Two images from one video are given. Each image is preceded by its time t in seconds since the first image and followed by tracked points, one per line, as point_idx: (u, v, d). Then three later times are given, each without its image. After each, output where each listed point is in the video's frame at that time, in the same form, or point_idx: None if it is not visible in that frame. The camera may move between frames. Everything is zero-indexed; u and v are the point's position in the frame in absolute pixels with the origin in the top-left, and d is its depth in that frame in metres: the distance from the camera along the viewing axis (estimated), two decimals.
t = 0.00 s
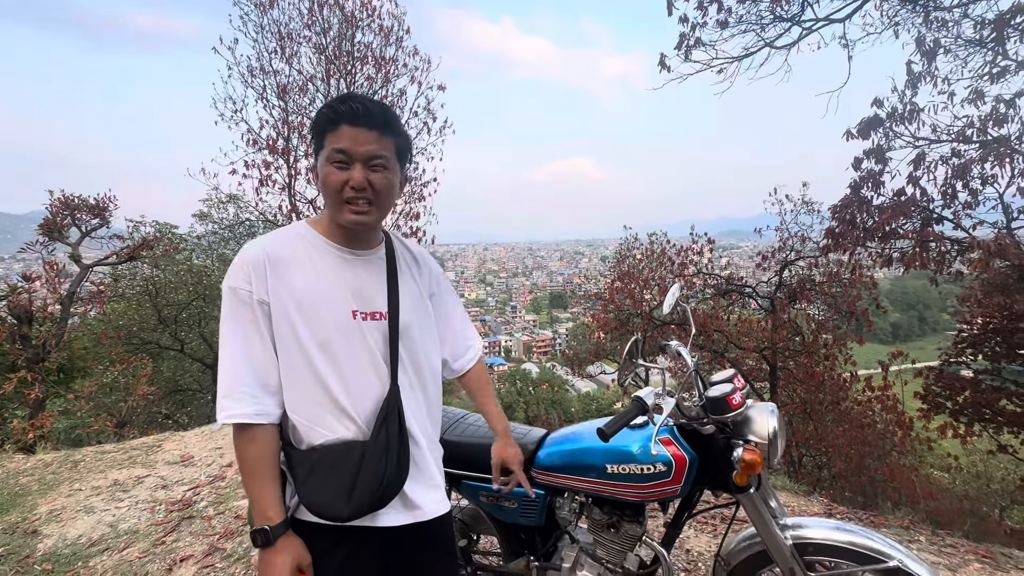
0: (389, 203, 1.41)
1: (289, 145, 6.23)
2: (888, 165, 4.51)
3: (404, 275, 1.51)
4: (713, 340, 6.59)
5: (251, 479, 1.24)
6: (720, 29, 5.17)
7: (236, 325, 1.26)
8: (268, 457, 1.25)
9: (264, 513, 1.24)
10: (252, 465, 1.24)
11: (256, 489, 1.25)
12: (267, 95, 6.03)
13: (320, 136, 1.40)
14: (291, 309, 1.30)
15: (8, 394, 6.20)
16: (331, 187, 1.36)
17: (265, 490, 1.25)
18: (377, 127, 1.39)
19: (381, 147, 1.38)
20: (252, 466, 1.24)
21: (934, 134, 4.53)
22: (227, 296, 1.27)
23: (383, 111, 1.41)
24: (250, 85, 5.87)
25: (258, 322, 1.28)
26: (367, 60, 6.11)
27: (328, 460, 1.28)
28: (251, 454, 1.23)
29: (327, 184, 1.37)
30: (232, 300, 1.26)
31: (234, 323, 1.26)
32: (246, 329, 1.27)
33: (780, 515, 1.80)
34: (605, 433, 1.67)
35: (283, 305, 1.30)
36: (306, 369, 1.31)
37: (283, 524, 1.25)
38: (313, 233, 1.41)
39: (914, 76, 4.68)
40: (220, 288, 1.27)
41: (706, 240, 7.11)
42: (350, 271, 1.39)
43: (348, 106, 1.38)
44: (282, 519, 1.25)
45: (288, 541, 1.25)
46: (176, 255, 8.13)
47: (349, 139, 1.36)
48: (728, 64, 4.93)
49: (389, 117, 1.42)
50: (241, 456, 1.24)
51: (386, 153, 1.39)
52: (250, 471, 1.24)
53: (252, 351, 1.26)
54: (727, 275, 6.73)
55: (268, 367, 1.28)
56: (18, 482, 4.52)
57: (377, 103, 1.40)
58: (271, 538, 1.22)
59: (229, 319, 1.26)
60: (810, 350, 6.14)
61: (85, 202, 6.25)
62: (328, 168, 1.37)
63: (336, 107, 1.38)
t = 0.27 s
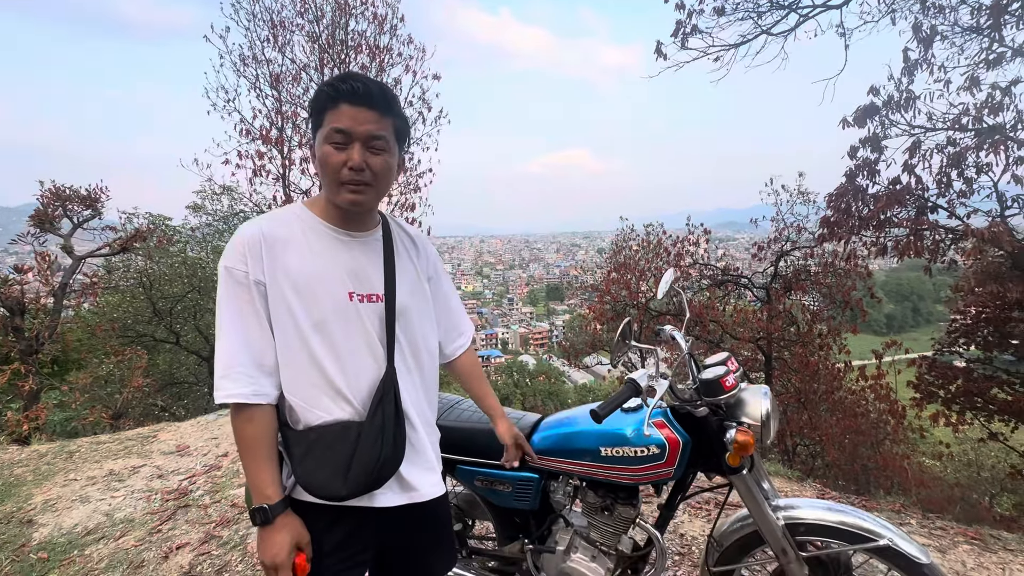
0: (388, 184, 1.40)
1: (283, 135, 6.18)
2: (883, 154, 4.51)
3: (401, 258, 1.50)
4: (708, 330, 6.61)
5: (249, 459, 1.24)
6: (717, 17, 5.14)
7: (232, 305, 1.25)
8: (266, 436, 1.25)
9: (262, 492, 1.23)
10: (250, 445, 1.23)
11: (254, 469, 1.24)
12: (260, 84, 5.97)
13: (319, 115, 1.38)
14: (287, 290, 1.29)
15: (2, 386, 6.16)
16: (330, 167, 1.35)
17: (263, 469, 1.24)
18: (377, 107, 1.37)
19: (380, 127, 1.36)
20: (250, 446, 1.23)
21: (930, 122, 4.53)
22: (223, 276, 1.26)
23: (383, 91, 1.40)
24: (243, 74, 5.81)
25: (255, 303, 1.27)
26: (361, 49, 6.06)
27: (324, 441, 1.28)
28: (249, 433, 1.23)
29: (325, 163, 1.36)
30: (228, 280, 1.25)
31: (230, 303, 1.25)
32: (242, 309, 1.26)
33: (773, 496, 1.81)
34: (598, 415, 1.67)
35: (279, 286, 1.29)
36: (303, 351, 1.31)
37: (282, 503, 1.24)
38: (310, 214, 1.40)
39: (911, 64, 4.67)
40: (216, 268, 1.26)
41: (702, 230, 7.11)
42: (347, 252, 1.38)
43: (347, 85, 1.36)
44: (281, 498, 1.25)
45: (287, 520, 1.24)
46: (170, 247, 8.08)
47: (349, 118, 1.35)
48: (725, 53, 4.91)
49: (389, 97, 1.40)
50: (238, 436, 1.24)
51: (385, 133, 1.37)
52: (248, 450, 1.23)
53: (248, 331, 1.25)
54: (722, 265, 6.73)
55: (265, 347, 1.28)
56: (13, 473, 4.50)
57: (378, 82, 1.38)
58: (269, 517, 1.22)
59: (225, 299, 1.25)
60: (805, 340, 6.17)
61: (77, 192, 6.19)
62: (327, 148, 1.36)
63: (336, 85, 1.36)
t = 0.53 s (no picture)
0: (390, 179, 1.39)
1: (283, 133, 6.17)
2: (883, 151, 4.49)
3: (401, 253, 1.50)
4: (708, 329, 6.59)
5: (251, 450, 1.22)
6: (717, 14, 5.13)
7: (234, 297, 1.24)
8: (268, 429, 1.24)
9: (264, 484, 1.22)
10: (252, 436, 1.22)
11: (256, 460, 1.23)
12: (260, 83, 5.96)
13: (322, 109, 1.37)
14: (290, 282, 1.29)
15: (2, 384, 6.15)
16: (333, 161, 1.34)
17: (266, 460, 1.23)
18: (381, 102, 1.36)
19: (384, 122, 1.35)
20: (252, 437, 1.22)
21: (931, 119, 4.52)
22: (226, 268, 1.25)
23: (387, 86, 1.39)
24: (242, 72, 5.80)
25: (258, 295, 1.26)
26: (361, 47, 6.04)
27: (327, 432, 1.27)
28: (251, 425, 1.22)
29: (327, 157, 1.34)
30: (231, 272, 1.24)
31: (233, 296, 1.24)
32: (245, 301, 1.25)
33: (770, 492, 1.80)
34: (594, 410, 1.66)
35: (282, 279, 1.28)
36: (305, 344, 1.30)
37: (284, 495, 1.23)
38: (311, 208, 1.39)
39: (911, 61, 4.65)
40: (218, 260, 1.25)
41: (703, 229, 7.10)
42: (349, 246, 1.38)
43: (352, 80, 1.35)
44: (283, 490, 1.24)
45: (289, 513, 1.23)
46: (170, 245, 8.08)
47: (353, 113, 1.34)
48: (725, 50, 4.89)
49: (392, 93, 1.39)
50: (240, 427, 1.23)
51: (389, 128, 1.36)
52: (250, 442, 1.22)
53: (251, 323, 1.24)
54: (723, 263, 6.72)
55: (267, 340, 1.27)
56: (12, 470, 4.50)
57: (382, 78, 1.37)
58: (271, 508, 1.21)
59: (228, 291, 1.24)
60: (805, 338, 6.15)
61: (77, 190, 6.18)
62: (329, 141, 1.34)
63: (340, 79, 1.35)
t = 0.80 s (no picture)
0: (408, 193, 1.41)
1: (290, 139, 6.22)
2: (891, 158, 4.47)
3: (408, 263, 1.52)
4: (714, 335, 6.56)
5: (267, 459, 1.22)
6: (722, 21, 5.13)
7: (250, 305, 1.24)
8: (283, 438, 1.23)
9: (280, 494, 1.21)
10: (268, 445, 1.22)
11: (272, 470, 1.22)
12: (268, 90, 6.01)
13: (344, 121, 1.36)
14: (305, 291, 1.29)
15: (11, 388, 6.17)
16: (355, 174, 1.34)
17: (281, 470, 1.22)
18: (404, 119, 1.38)
19: (407, 138, 1.37)
20: (268, 446, 1.22)
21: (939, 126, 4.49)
22: (242, 276, 1.25)
23: (409, 104, 1.41)
24: (250, 79, 5.85)
25: (274, 304, 1.26)
26: (368, 54, 6.08)
27: (342, 441, 1.27)
28: (267, 433, 1.21)
29: (349, 170, 1.34)
30: (247, 280, 1.24)
31: (249, 304, 1.24)
32: (261, 310, 1.25)
33: (777, 504, 1.77)
34: (599, 421, 1.65)
35: (298, 287, 1.28)
36: (320, 352, 1.30)
37: (300, 506, 1.23)
38: (324, 217, 1.40)
39: (919, 67, 4.63)
40: (234, 269, 1.25)
41: (709, 235, 7.07)
42: (362, 255, 1.39)
43: (378, 95, 1.37)
44: (299, 501, 1.23)
45: (305, 524, 1.22)
46: (178, 250, 8.14)
47: (379, 128, 1.35)
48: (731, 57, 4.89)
49: (414, 110, 1.42)
50: (255, 436, 1.22)
51: (411, 144, 1.38)
52: (265, 451, 1.22)
53: (267, 332, 1.25)
54: (729, 269, 6.70)
55: (282, 349, 1.26)
56: (20, 474, 4.53)
57: (406, 96, 1.39)
58: (288, 518, 1.20)
59: (244, 299, 1.24)
60: (813, 345, 6.11)
61: (87, 196, 6.24)
62: (352, 155, 1.34)
63: (365, 94, 1.36)
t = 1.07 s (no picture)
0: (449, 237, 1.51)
1: (305, 154, 6.31)
2: (906, 174, 4.43)
3: (423, 286, 1.53)
4: (727, 350, 6.51)
5: (292, 487, 1.24)
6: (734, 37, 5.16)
7: (271, 334, 1.27)
8: (305, 465, 1.25)
9: (304, 522, 1.23)
10: (292, 472, 1.24)
11: (296, 497, 1.24)
12: (284, 106, 6.12)
13: (403, 163, 1.36)
14: (325, 318, 1.31)
15: (31, 397, 6.26)
16: (417, 220, 1.38)
17: (306, 497, 1.24)
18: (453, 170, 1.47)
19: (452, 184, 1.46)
20: (292, 473, 1.24)
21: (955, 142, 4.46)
22: (264, 306, 1.28)
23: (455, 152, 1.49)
24: (267, 96, 5.96)
25: (295, 332, 1.28)
26: (382, 71, 6.18)
27: (364, 466, 1.28)
28: (292, 461, 1.24)
29: (411, 215, 1.37)
30: (269, 310, 1.27)
31: (271, 334, 1.27)
32: (282, 339, 1.28)
33: (795, 533, 1.75)
34: (614, 447, 1.64)
35: (318, 314, 1.31)
36: (341, 378, 1.32)
37: (324, 533, 1.24)
38: (344, 245, 1.42)
39: (933, 84, 4.61)
40: (256, 299, 1.28)
41: (721, 248, 7.05)
42: (380, 280, 1.41)
43: (436, 144, 1.41)
44: (323, 527, 1.24)
45: (329, 550, 1.24)
46: (194, 262, 8.26)
47: (440, 178, 1.40)
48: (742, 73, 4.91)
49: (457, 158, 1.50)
50: (280, 464, 1.24)
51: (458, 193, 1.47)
52: (289, 480, 1.24)
53: (288, 361, 1.27)
54: (742, 284, 6.66)
55: (303, 376, 1.29)
56: (38, 484, 4.59)
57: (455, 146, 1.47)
58: (313, 545, 1.22)
59: (266, 329, 1.27)
60: (828, 361, 6.04)
61: (108, 210, 6.36)
62: (414, 200, 1.36)
63: (426, 140, 1.39)
